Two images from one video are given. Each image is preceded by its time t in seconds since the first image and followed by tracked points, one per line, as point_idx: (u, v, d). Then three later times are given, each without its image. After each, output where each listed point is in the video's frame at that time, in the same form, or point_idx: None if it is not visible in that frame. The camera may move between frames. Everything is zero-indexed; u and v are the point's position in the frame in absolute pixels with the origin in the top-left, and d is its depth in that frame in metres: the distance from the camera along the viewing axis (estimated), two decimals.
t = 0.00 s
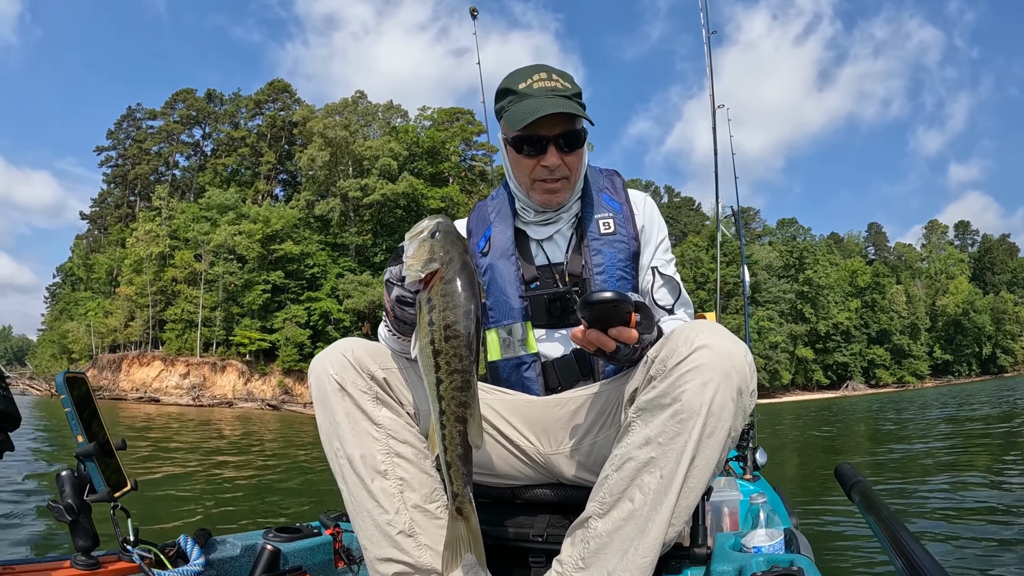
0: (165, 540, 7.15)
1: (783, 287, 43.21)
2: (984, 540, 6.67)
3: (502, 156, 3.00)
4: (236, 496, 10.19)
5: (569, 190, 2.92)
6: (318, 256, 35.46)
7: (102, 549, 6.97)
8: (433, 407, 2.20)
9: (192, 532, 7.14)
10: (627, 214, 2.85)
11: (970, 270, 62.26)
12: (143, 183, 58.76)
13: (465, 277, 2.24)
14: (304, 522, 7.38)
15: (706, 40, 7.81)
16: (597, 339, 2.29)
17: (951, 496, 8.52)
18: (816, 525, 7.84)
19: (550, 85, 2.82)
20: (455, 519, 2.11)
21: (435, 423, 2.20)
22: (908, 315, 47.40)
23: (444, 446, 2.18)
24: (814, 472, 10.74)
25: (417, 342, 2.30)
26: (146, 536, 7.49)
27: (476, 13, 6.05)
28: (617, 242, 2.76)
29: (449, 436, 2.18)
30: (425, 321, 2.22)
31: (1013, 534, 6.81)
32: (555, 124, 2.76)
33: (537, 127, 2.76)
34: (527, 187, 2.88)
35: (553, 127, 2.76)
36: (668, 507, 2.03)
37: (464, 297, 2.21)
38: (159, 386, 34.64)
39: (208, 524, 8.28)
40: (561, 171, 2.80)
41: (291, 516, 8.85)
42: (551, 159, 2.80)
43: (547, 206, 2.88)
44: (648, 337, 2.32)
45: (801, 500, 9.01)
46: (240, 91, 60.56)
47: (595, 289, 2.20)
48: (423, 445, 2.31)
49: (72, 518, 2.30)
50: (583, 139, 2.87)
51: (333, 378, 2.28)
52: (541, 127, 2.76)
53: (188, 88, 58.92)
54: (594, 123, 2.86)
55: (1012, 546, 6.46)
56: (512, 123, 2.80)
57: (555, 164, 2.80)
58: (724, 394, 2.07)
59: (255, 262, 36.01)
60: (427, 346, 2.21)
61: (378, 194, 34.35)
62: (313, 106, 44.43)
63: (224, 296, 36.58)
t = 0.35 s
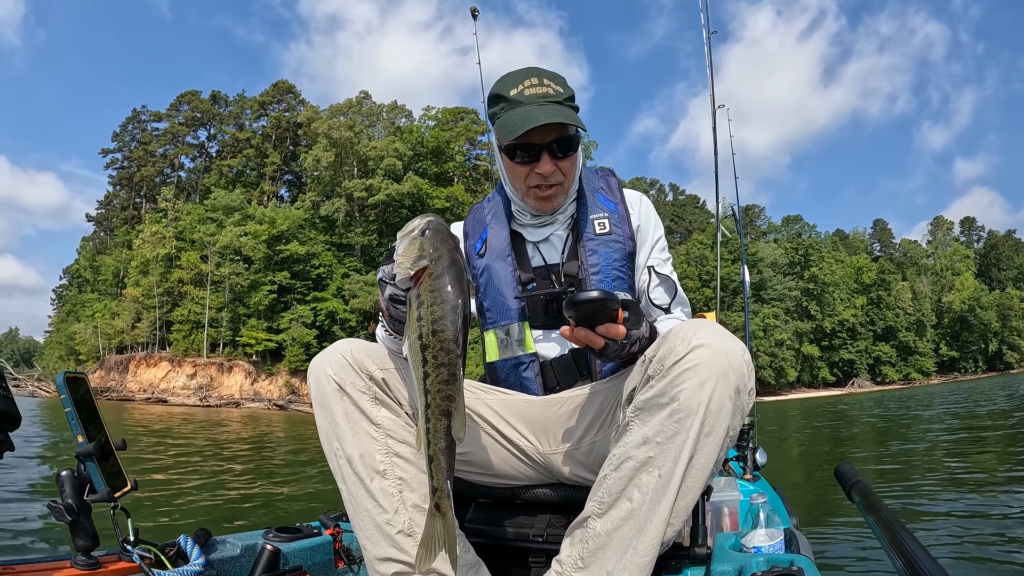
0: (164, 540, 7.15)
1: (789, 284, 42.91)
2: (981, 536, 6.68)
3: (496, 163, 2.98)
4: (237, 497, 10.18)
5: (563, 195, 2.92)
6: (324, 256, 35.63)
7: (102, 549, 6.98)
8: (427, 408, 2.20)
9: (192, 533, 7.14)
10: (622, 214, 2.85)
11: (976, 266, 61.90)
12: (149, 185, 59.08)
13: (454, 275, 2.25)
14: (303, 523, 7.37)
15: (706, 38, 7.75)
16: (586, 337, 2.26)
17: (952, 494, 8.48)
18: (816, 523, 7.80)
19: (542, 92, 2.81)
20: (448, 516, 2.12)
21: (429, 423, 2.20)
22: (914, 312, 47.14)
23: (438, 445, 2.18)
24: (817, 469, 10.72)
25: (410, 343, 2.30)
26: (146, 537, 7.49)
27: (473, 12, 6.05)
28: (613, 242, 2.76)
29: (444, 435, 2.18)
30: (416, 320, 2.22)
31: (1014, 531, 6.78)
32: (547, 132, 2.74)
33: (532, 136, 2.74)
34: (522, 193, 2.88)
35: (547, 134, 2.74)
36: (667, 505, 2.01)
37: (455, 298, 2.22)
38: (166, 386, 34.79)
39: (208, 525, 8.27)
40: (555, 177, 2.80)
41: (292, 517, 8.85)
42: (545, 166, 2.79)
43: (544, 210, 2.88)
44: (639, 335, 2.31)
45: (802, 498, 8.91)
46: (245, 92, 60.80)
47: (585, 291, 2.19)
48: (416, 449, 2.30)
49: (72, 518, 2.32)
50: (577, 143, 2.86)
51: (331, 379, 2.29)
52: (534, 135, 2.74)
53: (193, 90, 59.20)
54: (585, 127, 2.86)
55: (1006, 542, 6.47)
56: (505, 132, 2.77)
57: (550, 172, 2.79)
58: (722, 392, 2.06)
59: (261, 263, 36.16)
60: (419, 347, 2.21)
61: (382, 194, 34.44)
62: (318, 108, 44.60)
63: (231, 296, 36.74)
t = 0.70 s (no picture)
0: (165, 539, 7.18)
1: (795, 285, 42.69)
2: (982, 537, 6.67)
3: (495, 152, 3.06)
4: (239, 495, 10.22)
5: (554, 183, 2.91)
6: (330, 256, 35.80)
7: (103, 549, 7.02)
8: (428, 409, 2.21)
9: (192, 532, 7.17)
10: (623, 215, 2.84)
11: (983, 267, 61.51)
12: (156, 185, 59.40)
13: (457, 277, 2.25)
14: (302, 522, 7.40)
15: (708, 39, 7.73)
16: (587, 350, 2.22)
17: (956, 495, 8.46)
18: (818, 523, 7.81)
19: (531, 79, 2.79)
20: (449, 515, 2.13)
21: (431, 424, 2.21)
22: (921, 313, 46.89)
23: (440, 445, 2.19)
24: (820, 469, 10.72)
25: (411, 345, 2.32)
26: (146, 536, 7.51)
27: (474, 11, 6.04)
28: (615, 243, 2.75)
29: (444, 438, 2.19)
30: (419, 322, 2.23)
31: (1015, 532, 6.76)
32: (530, 113, 2.81)
33: (515, 115, 2.82)
34: (510, 177, 2.91)
35: (530, 113, 2.81)
36: (667, 505, 2.00)
37: (457, 299, 2.22)
38: (173, 385, 34.92)
39: (208, 524, 8.30)
40: (540, 161, 2.82)
41: (293, 516, 8.88)
42: (525, 145, 2.83)
43: (531, 197, 2.88)
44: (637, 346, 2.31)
45: (801, 499, 8.94)
46: (252, 92, 61.04)
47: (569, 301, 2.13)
48: (419, 450, 2.31)
49: (72, 518, 2.34)
50: (567, 130, 2.87)
51: (333, 379, 2.30)
52: (517, 116, 2.81)
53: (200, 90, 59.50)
54: (575, 113, 2.84)
55: (1005, 542, 6.47)
56: (496, 115, 2.87)
57: (531, 151, 2.82)
58: (721, 392, 2.06)
59: (268, 262, 36.32)
60: (422, 347, 2.22)
61: (389, 195, 34.55)
62: (325, 108, 44.75)
63: (238, 296, 36.89)
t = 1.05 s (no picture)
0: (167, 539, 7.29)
1: (800, 285, 42.49)
2: (984, 537, 6.66)
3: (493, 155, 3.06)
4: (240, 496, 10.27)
5: (554, 186, 2.92)
6: (335, 258, 35.96)
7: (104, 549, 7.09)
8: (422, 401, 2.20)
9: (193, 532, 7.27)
10: (620, 213, 2.84)
11: (988, 267, 61.26)
12: (161, 187, 59.70)
13: (450, 272, 2.26)
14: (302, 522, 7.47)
15: (707, 39, 7.67)
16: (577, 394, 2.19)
17: (958, 494, 8.47)
18: (820, 523, 7.82)
19: (532, 81, 2.80)
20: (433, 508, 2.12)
21: (419, 417, 2.20)
22: (925, 314, 46.71)
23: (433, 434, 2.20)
24: (822, 470, 10.74)
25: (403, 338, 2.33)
26: (147, 536, 7.61)
27: (474, 12, 6.03)
28: (610, 242, 2.76)
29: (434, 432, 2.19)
30: (411, 316, 2.23)
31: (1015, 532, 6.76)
32: (531, 118, 2.81)
33: (516, 119, 2.82)
34: (509, 179, 2.91)
35: (532, 117, 2.82)
36: (666, 502, 1.96)
37: (448, 293, 2.22)
38: (178, 386, 35.02)
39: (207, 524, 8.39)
40: (539, 164, 2.83)
41: (294, 516, 8.95)
42: (526, 150, 2.83)
43: (531, 199, 2.89)
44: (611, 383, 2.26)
45: (799, 500, 8.91)
46: (256, 95, 61.31)
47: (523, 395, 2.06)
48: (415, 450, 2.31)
49: (72, 519, 2.35)
50: (567, 134, 2.89)
51: (331, 380, 2.31)
52: (518, 120, 2.82)
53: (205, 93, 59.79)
54: (575, 117, 2.85)
55: (1006, 541, 6.50)
56: (497, 117, 2.87)
57: (532, 156, 2.83)
58: (719, 391, 2.00)
59: (272, 264, 36.46)
60: (413, 341, 2.22)
61: (393, 197, 34.65)
62: (328, 110, 44.85)
63: (243, 297, 37.01)
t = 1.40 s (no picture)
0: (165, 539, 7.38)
1: (804, 284, 42.35)
2: (988, 537, 6.62)
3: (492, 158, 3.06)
4: (243, 496, 10.34)
5: (553, 189, 2.93)
6: (341, 258, 36.10)
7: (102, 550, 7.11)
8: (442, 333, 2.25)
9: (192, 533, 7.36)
10: (616, 208, 2.84)
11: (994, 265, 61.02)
12: (167, 188, 59.99)
13: (443, 228, 2.27)
14: (301, 521, 7.55)
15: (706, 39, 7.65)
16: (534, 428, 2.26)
17: (963, 493, 8.46)
18: (824, 522, 7.83)
19: (531, 84, 2.80)
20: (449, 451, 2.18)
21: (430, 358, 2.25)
22: (930, 312, 46.54)
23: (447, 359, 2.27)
24: (825, 468, 10.74)
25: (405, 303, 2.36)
26: (147, 536, 7.70)
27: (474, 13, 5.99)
28: (607, 238, 2.76)
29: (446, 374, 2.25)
30: (411, 268, 2.25)
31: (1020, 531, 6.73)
32: (529, 122, 2.81)
33: (515, 124, 2.82)
34: (508, 182, 2.92)
35: (530, 122, 2.81)
36: (665, 501, 1.96)
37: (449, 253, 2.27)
38: (185, 387, 35.15)
39: (207, 523, 8.46)
40: (537, 167, 2.84)
41: (295, 516, 8.98)
42: (526, 156, 2.84)
43: (529, 203, 2.90)
44: (568, 415, 2.24)
45: (802, 499, 8.90)
46: (261, 96, 61.55)
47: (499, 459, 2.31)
48: (417, 449, 2.30)
49: (72, 519, 2.35)
50: (567, 138, 2.89)
51: (331, 379, 2.30)
52: (516, 123, 2.82)
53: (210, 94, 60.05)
54: (575, 121, 2.85)
55: (1009, 539, 6.50)
56: (496, 122, 2.86)
57: (530, 160, 2.84)
58: (718, 391, 1.98)
59: (278, 265, 36.60)
60: (416, 292, 2.25)
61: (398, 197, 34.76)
62: (333, 111, 44.97)
63: (249, 298, 37.12)
